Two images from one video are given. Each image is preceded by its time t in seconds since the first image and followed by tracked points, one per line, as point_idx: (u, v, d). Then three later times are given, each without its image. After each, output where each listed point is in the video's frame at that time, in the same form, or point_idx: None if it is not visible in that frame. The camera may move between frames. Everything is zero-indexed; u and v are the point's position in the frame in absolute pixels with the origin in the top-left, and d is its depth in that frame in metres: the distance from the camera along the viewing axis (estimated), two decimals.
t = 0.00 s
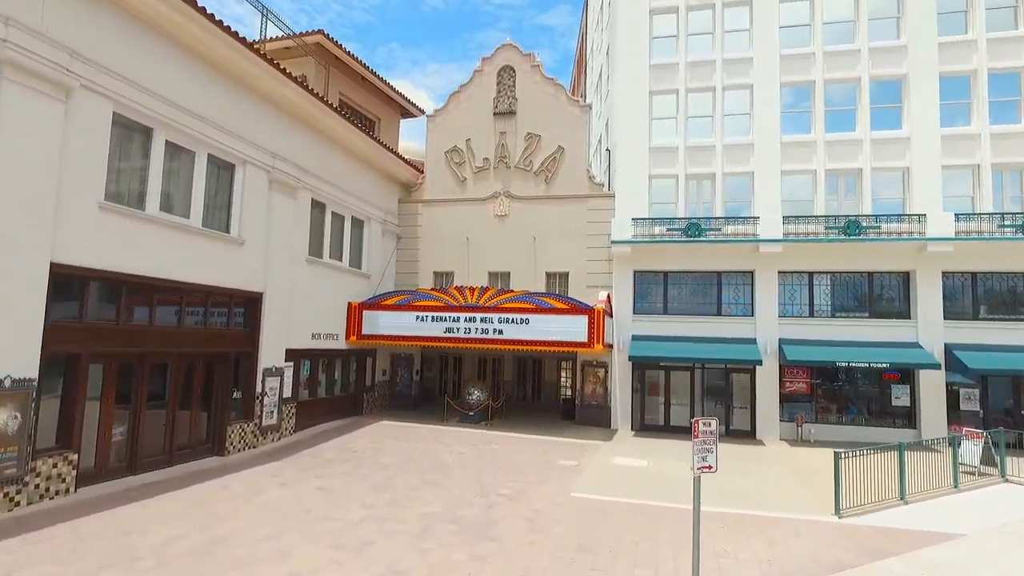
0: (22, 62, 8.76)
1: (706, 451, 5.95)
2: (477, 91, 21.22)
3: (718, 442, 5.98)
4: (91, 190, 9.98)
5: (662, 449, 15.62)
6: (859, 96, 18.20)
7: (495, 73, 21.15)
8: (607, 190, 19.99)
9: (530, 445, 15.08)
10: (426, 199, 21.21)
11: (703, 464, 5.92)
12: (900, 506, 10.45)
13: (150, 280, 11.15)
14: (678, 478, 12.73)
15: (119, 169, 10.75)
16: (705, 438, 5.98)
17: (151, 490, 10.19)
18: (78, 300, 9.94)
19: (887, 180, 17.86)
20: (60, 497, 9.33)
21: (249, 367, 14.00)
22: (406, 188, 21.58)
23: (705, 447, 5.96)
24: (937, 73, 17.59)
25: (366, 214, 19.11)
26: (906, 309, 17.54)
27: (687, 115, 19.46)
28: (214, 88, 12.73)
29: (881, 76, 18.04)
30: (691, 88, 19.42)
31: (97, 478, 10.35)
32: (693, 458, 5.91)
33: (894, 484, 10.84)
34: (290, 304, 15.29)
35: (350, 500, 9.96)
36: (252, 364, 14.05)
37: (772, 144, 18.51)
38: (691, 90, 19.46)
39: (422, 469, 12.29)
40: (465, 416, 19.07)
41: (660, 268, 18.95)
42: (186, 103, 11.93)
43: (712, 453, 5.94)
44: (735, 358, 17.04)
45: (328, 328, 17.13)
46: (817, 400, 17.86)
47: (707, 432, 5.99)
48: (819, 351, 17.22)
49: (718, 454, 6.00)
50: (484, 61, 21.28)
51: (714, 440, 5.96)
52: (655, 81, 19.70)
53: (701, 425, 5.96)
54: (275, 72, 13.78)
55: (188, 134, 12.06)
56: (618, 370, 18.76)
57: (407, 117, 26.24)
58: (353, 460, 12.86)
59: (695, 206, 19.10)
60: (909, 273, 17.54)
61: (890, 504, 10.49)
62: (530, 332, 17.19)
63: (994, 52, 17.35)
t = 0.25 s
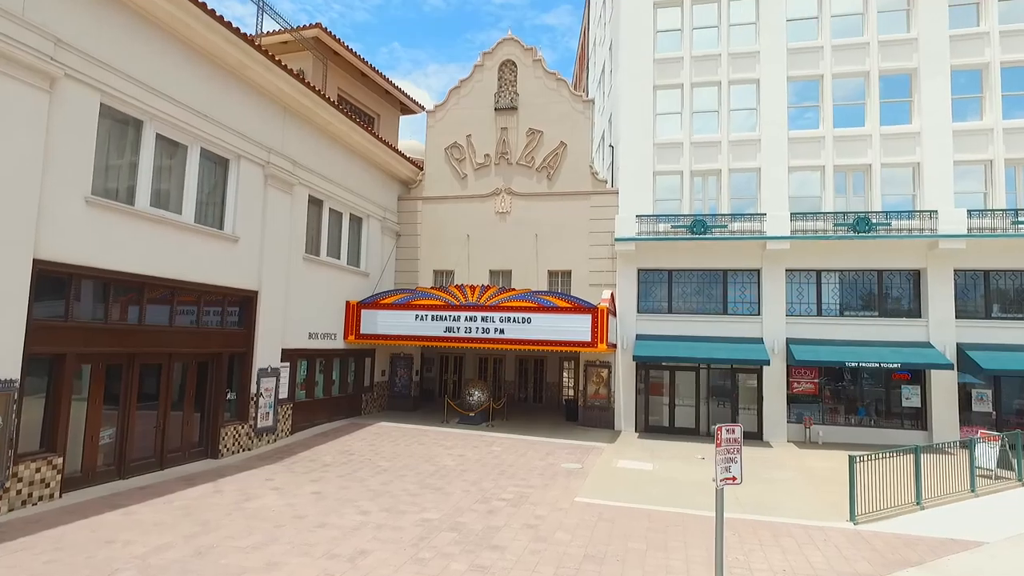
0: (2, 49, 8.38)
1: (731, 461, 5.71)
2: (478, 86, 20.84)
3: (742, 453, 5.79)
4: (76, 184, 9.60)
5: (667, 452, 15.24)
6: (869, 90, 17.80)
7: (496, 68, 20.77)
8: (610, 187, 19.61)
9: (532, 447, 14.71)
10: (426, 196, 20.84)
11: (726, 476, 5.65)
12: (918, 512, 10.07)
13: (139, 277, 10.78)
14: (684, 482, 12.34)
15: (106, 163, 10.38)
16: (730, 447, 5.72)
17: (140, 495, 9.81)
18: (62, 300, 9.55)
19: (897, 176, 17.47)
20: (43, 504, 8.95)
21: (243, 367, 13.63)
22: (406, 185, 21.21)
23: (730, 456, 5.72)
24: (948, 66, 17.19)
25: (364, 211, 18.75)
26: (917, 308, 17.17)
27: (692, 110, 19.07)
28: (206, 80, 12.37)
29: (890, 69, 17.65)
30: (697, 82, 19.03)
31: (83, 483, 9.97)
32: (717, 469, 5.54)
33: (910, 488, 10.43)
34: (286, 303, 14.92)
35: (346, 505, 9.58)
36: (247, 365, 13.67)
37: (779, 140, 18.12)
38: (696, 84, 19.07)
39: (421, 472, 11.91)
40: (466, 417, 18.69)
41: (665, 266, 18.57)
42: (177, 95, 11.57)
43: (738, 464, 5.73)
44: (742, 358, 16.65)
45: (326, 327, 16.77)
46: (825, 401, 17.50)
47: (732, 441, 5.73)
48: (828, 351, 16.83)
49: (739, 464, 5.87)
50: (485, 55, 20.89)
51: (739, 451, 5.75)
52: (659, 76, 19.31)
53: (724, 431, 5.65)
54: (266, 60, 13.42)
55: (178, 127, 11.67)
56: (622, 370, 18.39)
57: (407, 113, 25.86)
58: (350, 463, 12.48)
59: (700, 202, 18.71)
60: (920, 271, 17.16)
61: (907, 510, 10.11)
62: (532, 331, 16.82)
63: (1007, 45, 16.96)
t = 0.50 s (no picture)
0: None
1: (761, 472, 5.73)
2: (479, 81, 20.45)
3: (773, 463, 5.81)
4: (60, 177, 9.23)
5: (673, 454, 14.85)
6: (879, 84, 17.40)
7: (497, 62, 20.38)
8: (614, 183, 19.21)
9: (535, 449, 14.32)
10: (426, 193, 20.45)
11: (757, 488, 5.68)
12: (936, 517, 9.67)
13: (127, 274, 10.39)
14: (692, 486, 11.95)
15: (93, 155, 10.00)
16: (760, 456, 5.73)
17: (127, 499, 9.43)
18: (45, 298, 9.17)
19: (907, 171, 17.07)
20: (25, 509, 8.58)
21: (238, 367, 13.26)
22: (405, 181, 20.82)
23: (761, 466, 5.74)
24: (960, 59, 16.79)
25: (362, 207, 18.37)
26: (928, 306, 16.78)
27: (698, 104, 18.68)
28: (199, 70, 12.00)
29: (901, 62, 17.24)
30: (702, 76, 18.64)
31: (69, 488, 9.59)
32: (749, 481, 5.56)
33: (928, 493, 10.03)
34: (282, 301, 14.54)
35: (341, 511, 9.19)
36: (241, 365, 13.29)
37: (786, 134, 17.73)
38: (701, 78, 18.68)
39: (420, 476, 11.53)
40: (467, 418, 18.31)
41: (670, 263, 18.18)
42: (167, 86, 11.20)
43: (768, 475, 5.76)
44: (749, 358, 16.26)
45: (323, 326, 16.39)
46: (833, 401, 17.09)
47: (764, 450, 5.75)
48: (837, 350, 16.43)
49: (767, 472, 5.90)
50: (485, 49, 20.50)
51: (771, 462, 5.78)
52: (664, 70, 18.92)
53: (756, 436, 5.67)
54: (260, 51, 13.05)
55: (169, 119, 11.28)
56: (626, 370, 18.00)
57: (407, 109, 25.48)
58: (347, 466, 12.10)
59: (706, 199, 18.32)
60: (931, 268, 16.76)
61: (926, 515, 9.71)
62: (534, 330, 16.43)
63: (1020, 37, 16.55)
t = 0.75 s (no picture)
0: None
1: (801, 488, 5.45)
2: (479, 75, 20.02)
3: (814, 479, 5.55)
4: (40, 168, 8.80)
5: (680, 457, 14.42)
6: (889, 77, 16.96)
7: (498, 55, 19.95)
8: (618, 179, 18.78)
9: (537, 452, 13.90)
10: (426, 189, 20.02)
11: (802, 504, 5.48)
12: (958, 523, 9.24)
13: (112, 270, 9.96)
14: (701, 491, 11.52)
15: (76, 146, 9.58)
16: (801, 470, 5.47)
17: (110, 506, 9.02)
18: (24, 297, 8.72)
19: (918, 166, 16.63)
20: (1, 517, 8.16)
21: (230, 367, 12.84)
22: (404, 178, 20.40)
23: (800, 481, 5.46)
24: (973, 50, 16.35)
25: (360, 203, 17.94)
26: (941, 305, 16.34)
27: (703, 98, 18.24)
28: (188, 59, 11.58)
29: (912, 54, 16.80)
30: (708, 69, 18.20)
31: (50, 493, 9.17)
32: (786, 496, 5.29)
33: (948, 498, 9.60)
34: (276, 299, 14.12)
35: (334, 518, 8.77)
36: (233, 365, 12.86)
37: (794, 129, 17.28)
38: (707, 71, 18.25)
39: (418, 480, 11.10)
40: (467, 420, 17.88)
41: (675, 261, 17.74)
42: (155, 74, 10.78)
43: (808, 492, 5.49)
44: (757, 358, 15.83)
45: (319, 325, 15.96)
46: (843, 402, 16.65)
47: (804, 463, 5.49)
48: (847, 350, 15.98)
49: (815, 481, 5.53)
50: (486, 42, 20.07)
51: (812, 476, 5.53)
52: (668, 63, 18.49)
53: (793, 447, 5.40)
54: (253, 41, 12.63)
55: (157, 109, 10.86)
56: (630, 371, 17.57)
57: (406, 105, 25.04)
58: (342, 470, 11.67)
59: (712, 195, 17.88)
60: (944, 266, 16.32)
61: (947, 521, 9.28)
62: (536, 329, 16.01)
63: None
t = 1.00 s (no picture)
0: None
1: (852, 515, 5.36)
2: (479, 68, 19.56)
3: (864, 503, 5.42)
4: (13, 158, 8.35)
5: (686, 460, 13.97)
6: (901, 69, 16.47)
7: (498, 49, 19.49)
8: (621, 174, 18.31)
9: (538, 456, 13.44)
10: (424, 185, 19.57)
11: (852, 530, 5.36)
12: (982, 534, 8.75)
13: (93, 266, 9.52)
14: (708, 498, 11.06)
15: (53, 136, 9.14)
16: (851, 493, 5.38)
17: (90, 514, 8.58)
18: None
19: (931, 160, 16.16)
20: None
21: (220, 368, 12.39)
22: (402, 174, 19.94)
23: (851, 507, 5.38)
24: (988, 42, 15.86)
25: (357, 200, 17.48)
26: (954, 303, 15.86)
27: (709, 91, 17.77)
28: (174, 47, 11.15)
29: (924, 46, 16.31)
30: (713, 62, 17.73)
31: (27, 501, 8.73)
32: (836, 527, 5.21)
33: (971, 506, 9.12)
34: (268, 297, 13.67)
35: (324, 527, 8.33)
36: (223, 367, 12.40)
37: (802, 123, 16.81)
38: (712, 64, 17.77)
39: (414, 486, 10.65)
40: (466, 422, 17.42)
41: (680, 259, 17.26)
42: (138, 62, 10.33)
43: (860, 518, 5.37)
44: (764, 358, 15.37)
45: (313, 324, 15.52)
46: (853, 404, 16.18)
47: (854, 486, 5.39)
48: (858, 350, 15.50)
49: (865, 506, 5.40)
50: (486, 35, 19.60)
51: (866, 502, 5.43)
52: (673, 55, 18.02)
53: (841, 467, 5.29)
54: (244, 30, 12.17)
55: (141, 98, 10.42)
56: (633, 371, 17.10)
57: (405, 100, 24.58)
58: (335, 475, 11.22)
59: (718, 191, 17.42)
60: (957, 263, 15.84)
61: (969, 531, 8.80)
62: (537, 329, 15.55)
63: None
